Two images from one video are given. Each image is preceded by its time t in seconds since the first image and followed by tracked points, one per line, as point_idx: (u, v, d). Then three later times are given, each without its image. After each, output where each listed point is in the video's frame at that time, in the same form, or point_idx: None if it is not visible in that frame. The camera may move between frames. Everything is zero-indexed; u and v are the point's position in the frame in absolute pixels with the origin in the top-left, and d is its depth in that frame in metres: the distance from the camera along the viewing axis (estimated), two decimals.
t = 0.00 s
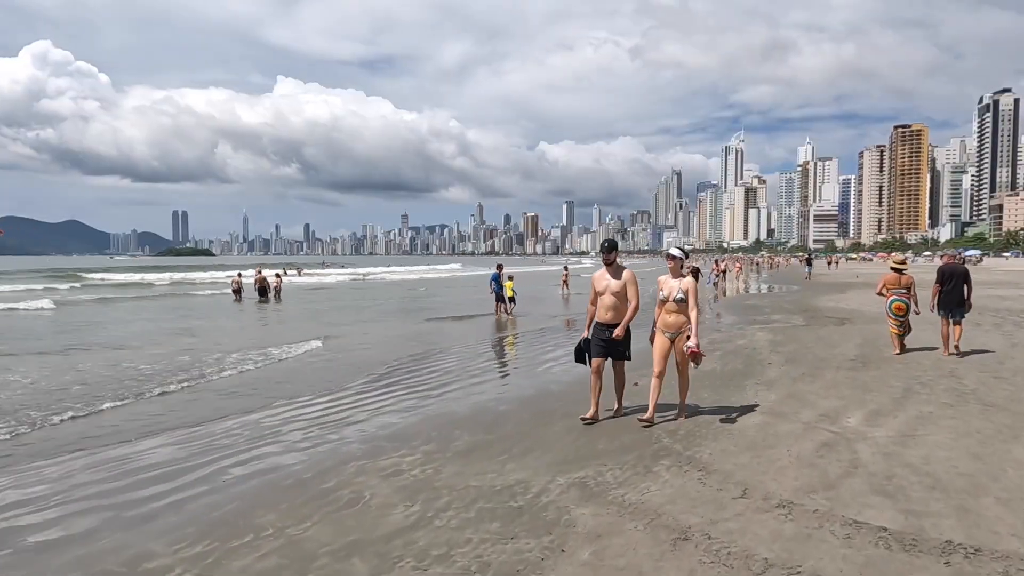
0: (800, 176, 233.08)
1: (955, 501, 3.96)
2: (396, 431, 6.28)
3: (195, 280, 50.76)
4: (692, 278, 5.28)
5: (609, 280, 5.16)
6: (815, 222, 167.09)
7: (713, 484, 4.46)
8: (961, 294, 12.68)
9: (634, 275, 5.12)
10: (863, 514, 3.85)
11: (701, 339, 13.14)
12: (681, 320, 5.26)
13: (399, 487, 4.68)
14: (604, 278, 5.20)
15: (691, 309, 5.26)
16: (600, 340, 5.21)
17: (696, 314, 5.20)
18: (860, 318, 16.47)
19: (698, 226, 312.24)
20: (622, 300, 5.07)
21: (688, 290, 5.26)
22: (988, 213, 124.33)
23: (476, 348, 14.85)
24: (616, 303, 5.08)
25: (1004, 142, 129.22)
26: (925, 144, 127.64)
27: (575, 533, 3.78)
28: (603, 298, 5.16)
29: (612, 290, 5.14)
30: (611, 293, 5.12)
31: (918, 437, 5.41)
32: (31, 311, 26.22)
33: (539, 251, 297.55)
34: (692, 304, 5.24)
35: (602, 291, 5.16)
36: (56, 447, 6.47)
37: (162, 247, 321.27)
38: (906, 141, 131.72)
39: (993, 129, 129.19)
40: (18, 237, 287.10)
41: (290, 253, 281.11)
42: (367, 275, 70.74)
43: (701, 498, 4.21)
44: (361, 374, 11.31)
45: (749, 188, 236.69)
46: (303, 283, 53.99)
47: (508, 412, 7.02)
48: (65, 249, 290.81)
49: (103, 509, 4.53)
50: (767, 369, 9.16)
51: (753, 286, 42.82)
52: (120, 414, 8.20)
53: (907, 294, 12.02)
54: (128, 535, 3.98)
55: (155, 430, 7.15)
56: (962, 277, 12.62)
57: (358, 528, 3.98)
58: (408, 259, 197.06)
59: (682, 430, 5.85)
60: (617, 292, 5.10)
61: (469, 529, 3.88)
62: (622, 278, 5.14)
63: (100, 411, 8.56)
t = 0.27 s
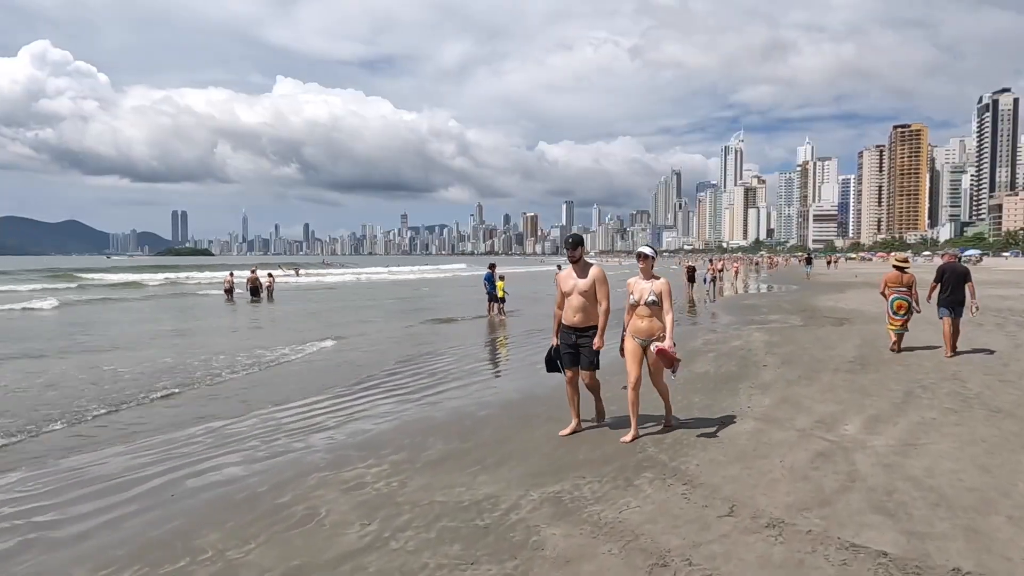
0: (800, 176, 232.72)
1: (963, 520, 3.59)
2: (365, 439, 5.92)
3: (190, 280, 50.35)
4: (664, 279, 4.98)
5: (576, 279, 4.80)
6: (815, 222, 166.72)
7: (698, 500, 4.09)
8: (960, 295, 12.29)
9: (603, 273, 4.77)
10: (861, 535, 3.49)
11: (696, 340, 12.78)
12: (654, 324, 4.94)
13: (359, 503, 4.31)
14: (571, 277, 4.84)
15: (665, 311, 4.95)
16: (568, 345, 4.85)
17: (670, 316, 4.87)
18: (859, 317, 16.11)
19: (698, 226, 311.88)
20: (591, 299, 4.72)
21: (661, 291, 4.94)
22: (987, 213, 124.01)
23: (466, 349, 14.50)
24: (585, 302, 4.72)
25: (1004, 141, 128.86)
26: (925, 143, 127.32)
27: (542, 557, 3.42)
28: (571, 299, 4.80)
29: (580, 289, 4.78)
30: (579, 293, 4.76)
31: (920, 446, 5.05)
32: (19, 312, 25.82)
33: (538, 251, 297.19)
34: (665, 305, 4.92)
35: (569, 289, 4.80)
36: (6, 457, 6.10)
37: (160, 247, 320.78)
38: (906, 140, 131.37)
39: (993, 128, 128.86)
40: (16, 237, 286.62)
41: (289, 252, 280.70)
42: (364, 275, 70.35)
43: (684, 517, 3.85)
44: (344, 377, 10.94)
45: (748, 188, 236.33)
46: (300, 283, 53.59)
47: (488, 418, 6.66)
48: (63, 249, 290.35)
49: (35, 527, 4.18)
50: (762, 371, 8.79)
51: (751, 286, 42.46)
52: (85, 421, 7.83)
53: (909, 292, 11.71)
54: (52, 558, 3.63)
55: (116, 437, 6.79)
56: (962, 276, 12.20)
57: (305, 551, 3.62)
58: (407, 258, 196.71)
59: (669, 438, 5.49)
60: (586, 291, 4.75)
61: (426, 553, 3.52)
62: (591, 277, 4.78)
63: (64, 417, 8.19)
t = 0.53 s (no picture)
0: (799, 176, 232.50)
1: (982, 559, 3.24)
2: (337, 457, 5.56)
3: (184, 282, 49.98)
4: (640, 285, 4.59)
5: (546, 288, 4.46)
6: (814, 222, 166.45)
7: (689, 532, 3.73)
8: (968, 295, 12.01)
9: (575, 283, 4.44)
10: None
11: (693, 345, 12.43)
12: (630, 334, 4.52)
13: (320, 533, 3.95)
14: (540, 286, 4.50)
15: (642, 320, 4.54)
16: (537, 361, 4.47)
17: (648, 324, 4.47)
18: (859, 321, 15.78)
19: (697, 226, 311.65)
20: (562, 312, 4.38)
21: (637, 298, 4.56)
22: (987, 213, 123.74)
23: (458, 355, 14.15)
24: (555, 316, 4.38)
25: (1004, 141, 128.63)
26: (924, 143, 127.05)
27: None
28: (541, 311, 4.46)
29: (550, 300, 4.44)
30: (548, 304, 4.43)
31: (930, 467, 4.69)
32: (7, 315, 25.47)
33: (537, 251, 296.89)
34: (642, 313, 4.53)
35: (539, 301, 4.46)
36: None
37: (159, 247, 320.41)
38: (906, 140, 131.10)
39: (993, 128, 128.61)
40: (17, 238, 285.79)
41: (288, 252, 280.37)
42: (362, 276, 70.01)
43: (673, 552, 3.49)
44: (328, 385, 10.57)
45: (748, 188, 236.03)
46: (296, 284, 53.23)
47: (470, 433, 6.30)
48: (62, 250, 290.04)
49: None
50: (761, 380, 8.44)
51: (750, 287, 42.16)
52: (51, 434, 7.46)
53: (912, 296, 11.35)
54: None
55: (77, 452, 6.42)
56: (970, 278, 11.91)
57: None
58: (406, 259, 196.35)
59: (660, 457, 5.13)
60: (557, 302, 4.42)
61: None
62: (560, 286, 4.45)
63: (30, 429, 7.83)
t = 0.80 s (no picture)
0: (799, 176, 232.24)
1: None
2: (307, 466, 5.17)
3: (181, 283, 49.62)
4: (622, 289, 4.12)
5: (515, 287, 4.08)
6: (814, 222, 166.15)
7: (684, 556, 3.34)
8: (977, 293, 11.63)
9: (548, 282, 4.05)
10: None
11: (692, 346, 12.05)
12: (604, 343, 4.04)
13: (275, 555, 3.56)
14: (510, 283, 4.13)
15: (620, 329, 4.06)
16: (500, 368, 4.09)
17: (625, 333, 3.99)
18: (862, 321, 15.40)
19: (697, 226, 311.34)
20: (530, 312, 4.00)
21: (616, 305, 4.09)
22: (988, 213, 123.45)
23: (451, 355, 13.77)
24: (523, 316, 4.00)
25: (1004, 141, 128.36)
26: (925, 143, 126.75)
27: None
28: (508, 312, 4.08)
29: (519, 300, 4.07)
30: (516, 305, 4.06)
31: (947, 479, 4.30)
32: None
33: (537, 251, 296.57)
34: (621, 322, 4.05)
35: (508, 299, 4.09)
36: None
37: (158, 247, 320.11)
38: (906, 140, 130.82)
39: (993, 128, 128.32)
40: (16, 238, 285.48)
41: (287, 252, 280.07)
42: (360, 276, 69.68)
43: None
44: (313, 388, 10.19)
45: (748, 188, 235.75)
46: (293, 284, 52.90)
47: (452, 440, 5.91)
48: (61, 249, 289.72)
49: None
50: (763, 382, 8.05)
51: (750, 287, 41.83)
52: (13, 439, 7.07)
53: (917, 292, 11.01)
54: None
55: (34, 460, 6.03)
56: (979, 276, 11.52)
57: None
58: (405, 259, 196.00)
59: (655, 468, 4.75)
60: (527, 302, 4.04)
61: None
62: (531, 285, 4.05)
63: None
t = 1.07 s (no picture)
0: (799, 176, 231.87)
1: None
2: (274, 485, 4.85)
3: (179, 283, 49.45)
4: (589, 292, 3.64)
5: (470, 295, 3.73)
6: (814, 222, 165.87)
7: None
8: (980, 296, 11.30)
9: (503, 289, 3.65)
10: None
11: (690, 350, 11.73)
12: (571, 355, 3.61)
13: None
14: (464, 292, 3.76)
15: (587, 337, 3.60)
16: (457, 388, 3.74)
17: (589, 344, 3.54)
18: (864, 324, 15.06)
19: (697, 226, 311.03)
20: (483, 325, 3.64)
21: (582, 310, 3.62)
22: (988, 213, 123.13)
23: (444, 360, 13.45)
24: (477, 329, 3.66)
25: (1005, 141, 128.04)
26: (925, 143, 126.49)
27: None
28: (463, 324, 3.73)
29: (474, 311, 3.72)
30: (471, 316, 3.70)
31: (960, 503, 3.96)
32: None
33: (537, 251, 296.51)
34: (585, 330, 3.60)
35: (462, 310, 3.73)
36: None
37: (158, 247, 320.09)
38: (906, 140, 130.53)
39: (993, 128, 128.03)
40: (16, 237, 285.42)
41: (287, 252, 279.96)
42: (358, 277, 69.46)
43: None
44: (298, 396, 9.87)
45: (748, 188, 235.55)
46: (292, 285, 52.65)
47: (431, 455, 5.58)
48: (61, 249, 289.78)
49: None
50: (763, 390, 7.72)
51: (750, 287, 41.52)
52: None
53: (921, 295, 10.65)
54: None
55: None
56: (982, 278, 11.15)
57: None
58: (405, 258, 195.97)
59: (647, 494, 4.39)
60: (481, 313, 3.69)
61: None
62: (486, 294, 3.68)
63: None
